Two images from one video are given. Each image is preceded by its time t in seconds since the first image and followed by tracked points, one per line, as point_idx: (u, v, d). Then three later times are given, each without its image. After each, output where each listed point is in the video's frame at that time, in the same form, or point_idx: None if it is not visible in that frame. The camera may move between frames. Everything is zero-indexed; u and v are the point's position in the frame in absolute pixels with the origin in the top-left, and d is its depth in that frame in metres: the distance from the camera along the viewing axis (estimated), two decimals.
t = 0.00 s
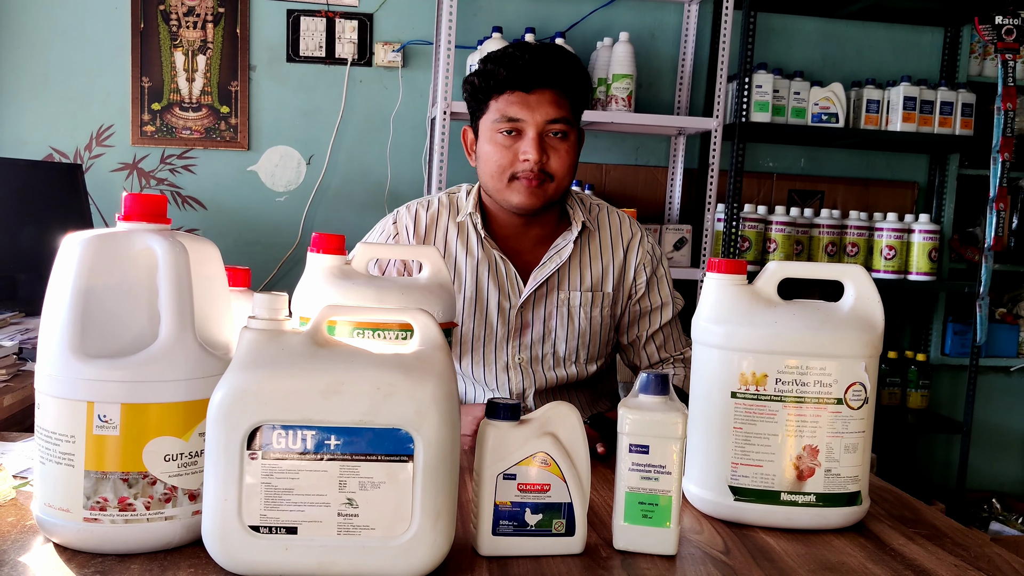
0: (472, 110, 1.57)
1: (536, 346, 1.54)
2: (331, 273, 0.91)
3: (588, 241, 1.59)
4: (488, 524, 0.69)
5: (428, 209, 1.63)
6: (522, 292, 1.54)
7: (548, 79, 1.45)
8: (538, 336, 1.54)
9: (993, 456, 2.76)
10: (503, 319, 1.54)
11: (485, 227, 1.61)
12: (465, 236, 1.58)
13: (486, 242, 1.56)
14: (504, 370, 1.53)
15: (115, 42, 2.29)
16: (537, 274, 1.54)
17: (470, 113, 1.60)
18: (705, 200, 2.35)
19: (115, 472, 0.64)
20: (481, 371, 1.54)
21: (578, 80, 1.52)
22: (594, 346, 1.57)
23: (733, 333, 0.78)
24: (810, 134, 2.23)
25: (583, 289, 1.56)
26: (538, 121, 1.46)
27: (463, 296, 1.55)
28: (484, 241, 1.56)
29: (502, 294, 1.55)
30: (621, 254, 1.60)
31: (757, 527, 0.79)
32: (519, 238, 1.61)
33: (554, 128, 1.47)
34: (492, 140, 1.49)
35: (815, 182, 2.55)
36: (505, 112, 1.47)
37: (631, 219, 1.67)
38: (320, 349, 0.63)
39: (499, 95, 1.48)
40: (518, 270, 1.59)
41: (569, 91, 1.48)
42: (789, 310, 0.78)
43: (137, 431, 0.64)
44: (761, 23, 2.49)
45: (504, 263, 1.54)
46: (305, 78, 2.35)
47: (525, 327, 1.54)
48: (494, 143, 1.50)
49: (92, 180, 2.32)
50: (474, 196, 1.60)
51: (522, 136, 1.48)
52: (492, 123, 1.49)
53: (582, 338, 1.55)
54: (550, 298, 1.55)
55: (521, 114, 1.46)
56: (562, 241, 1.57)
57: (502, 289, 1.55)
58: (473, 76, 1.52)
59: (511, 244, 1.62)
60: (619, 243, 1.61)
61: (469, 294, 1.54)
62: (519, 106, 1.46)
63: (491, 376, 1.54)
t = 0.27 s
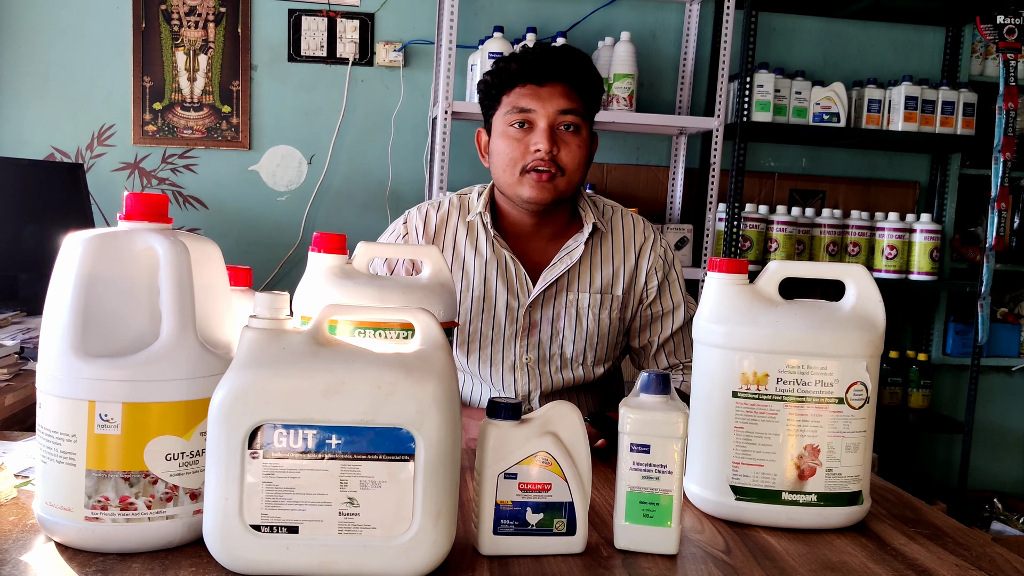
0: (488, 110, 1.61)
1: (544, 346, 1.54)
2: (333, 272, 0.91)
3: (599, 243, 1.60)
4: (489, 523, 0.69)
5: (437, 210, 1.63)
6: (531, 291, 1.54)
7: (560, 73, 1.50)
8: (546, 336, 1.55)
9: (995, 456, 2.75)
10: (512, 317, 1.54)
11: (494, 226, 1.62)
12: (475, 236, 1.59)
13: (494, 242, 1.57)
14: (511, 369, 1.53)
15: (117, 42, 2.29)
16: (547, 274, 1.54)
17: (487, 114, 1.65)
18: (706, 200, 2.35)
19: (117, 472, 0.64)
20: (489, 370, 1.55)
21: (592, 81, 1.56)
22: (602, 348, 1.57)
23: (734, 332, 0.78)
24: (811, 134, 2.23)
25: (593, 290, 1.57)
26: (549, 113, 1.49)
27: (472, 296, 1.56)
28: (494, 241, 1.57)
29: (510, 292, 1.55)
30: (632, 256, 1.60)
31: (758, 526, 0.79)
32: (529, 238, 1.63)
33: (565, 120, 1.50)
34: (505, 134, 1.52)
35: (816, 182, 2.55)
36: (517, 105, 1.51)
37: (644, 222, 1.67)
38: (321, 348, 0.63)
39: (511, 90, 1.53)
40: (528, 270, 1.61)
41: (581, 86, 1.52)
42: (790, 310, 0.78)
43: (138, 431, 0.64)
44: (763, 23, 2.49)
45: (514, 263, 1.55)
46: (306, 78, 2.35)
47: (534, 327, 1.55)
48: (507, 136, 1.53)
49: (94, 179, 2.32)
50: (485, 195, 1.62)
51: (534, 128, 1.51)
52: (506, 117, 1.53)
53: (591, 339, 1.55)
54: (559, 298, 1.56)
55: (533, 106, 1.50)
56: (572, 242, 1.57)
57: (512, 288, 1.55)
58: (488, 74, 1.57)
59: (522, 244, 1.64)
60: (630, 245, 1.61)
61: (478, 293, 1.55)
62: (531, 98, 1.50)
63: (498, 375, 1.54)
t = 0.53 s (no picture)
0: (518, 104, 1.64)
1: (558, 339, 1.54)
2: (335, 271, 0.91)
3: (611, 238, 1.61)
4: (491, 523, 0.68)
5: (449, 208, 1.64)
6: (545, 286, 1.55)
7: (598, 78, 1.54)
8: (561, 330, 1.54)
9: (996, 456, 2.75)
10: (528, 311, 1.55)
11: (507, 223, 1.63)
12: (487, 233, 1.59)
13: (507, 238, 1.57)
14: (524, 363, 1.53)
15: (118, 41, 2.29)
16: (561, 268, 1.55)
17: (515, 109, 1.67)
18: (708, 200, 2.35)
19: (119, 471, 0.64)
20: (501, 365, 1.54)
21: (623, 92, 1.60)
22: (615, 342, 1.58)
23: (736, 332, 0.78)
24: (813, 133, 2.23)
25: (606, 284, 1.57)
26: (582, 113, 1.53)
27: (485, 293, 1.56)
28: (506, 237, 1.57)
29: (524, 287, 1.55)
30: (645, 252, 1.62)
31: (761, 526, 0.79)
32: (544, 235, 1.65)
33: (596, 123, 1.53)
34: (536, 127, 1.55)
35: (818, 181, 2.54)
36: (552, 100, 1.54)
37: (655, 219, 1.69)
38: (323, 347, 0.63)
39: (547, 86, 1.56)
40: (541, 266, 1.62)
41: (614, 93, 1.57)
42: (793, 309, 0.78)
43: (139, 430, 0.64)
44: (765, 22, 2.48)
45: (527, 258, 1.56)
46: (308, 77, 2.35)
47: (548, 321, 1.55)
48: (537, 130, 1.55)
49: (95, 179, 2.32)
50: (499, 193, 1.63)
51: (565, 126, 1.54)
52: (538, 111, 1.56)
53: (605, 333, 1.55)
54: (573, 292, 1.56)
55: (567, 104, 1.53)
56: (585, 237, 1.58)
57: (526, 283, 1.55)
58: (525, 68, 1.60)
59: (536, 240, 1.65)
60: (643, 241, 1.63)
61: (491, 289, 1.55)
62: (567, 96, 1.53)
63: (510, 370, 1.53)
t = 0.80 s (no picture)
0: (550, 96, 1.64)
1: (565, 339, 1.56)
2: (335, 271, 0.91)
3: (618, 238, 1.61)
4: (492, 522, 0.68)
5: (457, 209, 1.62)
6: (553, 286, 1.55)
7: (638, 88, 1.56)
8: (567, 330, 1.56)
9: (997, 455, 2.75)
10: (536, 311, 1.55)
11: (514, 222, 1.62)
12: (494, 235, 1.58)
13: (515, 238, 1.57)
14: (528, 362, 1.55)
15: (119, 41, 2.29)
16: (568, 267, 1.56)
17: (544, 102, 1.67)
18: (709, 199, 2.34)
19: (119, 471, 0.64)
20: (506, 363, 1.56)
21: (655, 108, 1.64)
22: (621, 343, 1.59)
23: (736, 331, 0.78)
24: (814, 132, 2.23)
25: (613, 284, 1.58)
26: (616, 115, 1.54)
27: (493, 293, 1.56)
28: (515, 238, 1.57)
29: (531, 290, 1.55)
30: (652, 253, 1.62)
31: (761, 525, 0.79)
32: (551, 234, 1.64)
33: (626, 128, 1.55)
34: (568, 119, 1.55)
35: (819, 180, 2.53)
36: (591, 96, 1.55)
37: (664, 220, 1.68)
38: (323, 346, 0.63)
39: (589, 83, 1.57)
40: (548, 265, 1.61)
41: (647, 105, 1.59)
42: (794, 308, 0.78)
43: (140, 430, 0.64)
44: (766, 21, 2.48)
45: (536, 258, 1.55)
46: (308, 77, 2.35)
47: (555, 320, 1.56)
48: (569, 122, 1.55)
49: (96, 178, 2.32)
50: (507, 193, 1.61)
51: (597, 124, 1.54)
52: (573, 105, 1.56)
53: (611, 334, 1.57)
54: (580, 291, 1.57)
55: (605, 102, 1.54)
56: (592, 237, 1.58)
57: (534, 282, 1.55)
58: (567, 62, 1.61)
59: (543, 239, 1.64)
60: (650, 242, 1.62)
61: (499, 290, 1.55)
62: (605, 96, 1.54)
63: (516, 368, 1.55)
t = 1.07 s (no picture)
0: (555, 100, 1.61)
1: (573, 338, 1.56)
2: (335, 270, 0.91)
3: (625, 239, 1.62)
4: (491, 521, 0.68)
5: (472, 207, 1.63)
6: (562, 285, 1.56)
7: (643, 90, 1.53)
8: (575, 329, 1.56)
9: (997, 455, 2.75)
10: (546, 310, 1.55)
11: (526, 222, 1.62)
12: (506, 233, 1.58)
13: (527, 238, 1.57)
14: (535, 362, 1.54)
15: (119, 41, 2.29)
16: (577, 267, 1.56)
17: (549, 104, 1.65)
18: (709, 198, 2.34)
19: (119, 470, 0.64)
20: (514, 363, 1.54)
21: (662, 105, 1.61)
22: (627, 342, 1.59)
23: (736, 330, 0.78)
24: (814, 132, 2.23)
25: (620, 284, 1.58)
26: (623, 122, 1.52)
27: (503, 291, 1.55)
28: (527, 238, 1.57)
29: (542, 288, 1.55)
30: (658, 253, 1.62)
31: (761, 525, 0.79)
32: (562, 236, 1.64)
33: (633, 134, 1.54)
34: (574, 128, 1.54)
35: (819, 180, 2.53)
36: (596, 105, 1.52)
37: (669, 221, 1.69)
38: (323, 346, 0.63)
39: (593, 89, 1.54)
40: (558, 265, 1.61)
41: (653, 106, 1.57)
42: (794, 308, 0.78)
43: (139, 429, 0.64)
44: (766, 20, 2.48)
45: (547, 258, 1.56)
46: (309, 77, 2.35)
47: (564, 320, 1.56)
48: (575, 131, 1.54)
49: (96, 178, 2.32)
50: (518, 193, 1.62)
51: (603, 132, 1.53)
52: (579, 113, 1.54)
53: (618, 332, 1.56)
54: (588, 291, 1.57)
55: (610, 111, 1.52)
56: (601, 237, 1.59)
57: (545, 282, 1.56)
58: (569, 67, 1.56)
59: (554, 239, 1.65)
60: (656, 242, 1.63)
61: (509, 288, 1.55)
62: (610, 103, 1.52)
63: (524, 366, 1.53)
